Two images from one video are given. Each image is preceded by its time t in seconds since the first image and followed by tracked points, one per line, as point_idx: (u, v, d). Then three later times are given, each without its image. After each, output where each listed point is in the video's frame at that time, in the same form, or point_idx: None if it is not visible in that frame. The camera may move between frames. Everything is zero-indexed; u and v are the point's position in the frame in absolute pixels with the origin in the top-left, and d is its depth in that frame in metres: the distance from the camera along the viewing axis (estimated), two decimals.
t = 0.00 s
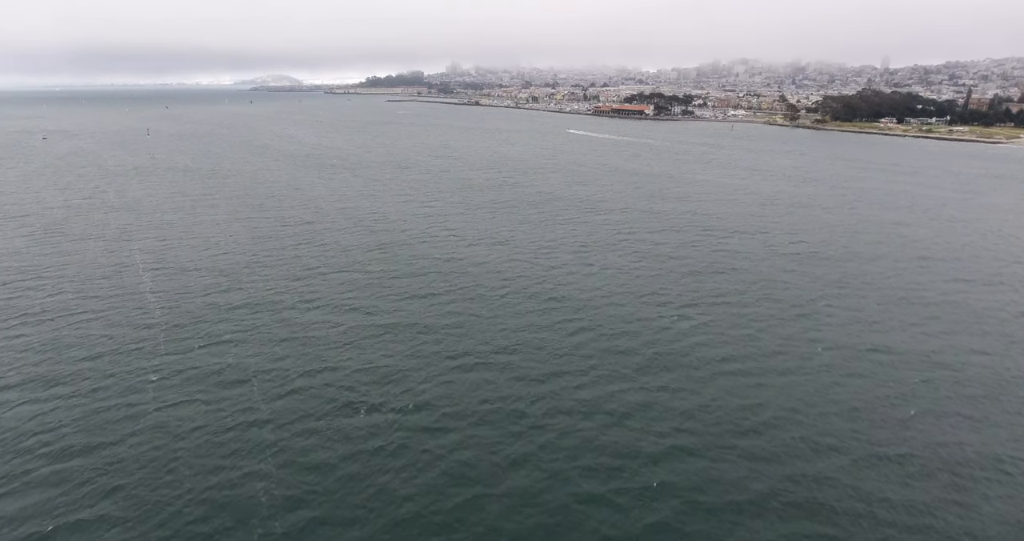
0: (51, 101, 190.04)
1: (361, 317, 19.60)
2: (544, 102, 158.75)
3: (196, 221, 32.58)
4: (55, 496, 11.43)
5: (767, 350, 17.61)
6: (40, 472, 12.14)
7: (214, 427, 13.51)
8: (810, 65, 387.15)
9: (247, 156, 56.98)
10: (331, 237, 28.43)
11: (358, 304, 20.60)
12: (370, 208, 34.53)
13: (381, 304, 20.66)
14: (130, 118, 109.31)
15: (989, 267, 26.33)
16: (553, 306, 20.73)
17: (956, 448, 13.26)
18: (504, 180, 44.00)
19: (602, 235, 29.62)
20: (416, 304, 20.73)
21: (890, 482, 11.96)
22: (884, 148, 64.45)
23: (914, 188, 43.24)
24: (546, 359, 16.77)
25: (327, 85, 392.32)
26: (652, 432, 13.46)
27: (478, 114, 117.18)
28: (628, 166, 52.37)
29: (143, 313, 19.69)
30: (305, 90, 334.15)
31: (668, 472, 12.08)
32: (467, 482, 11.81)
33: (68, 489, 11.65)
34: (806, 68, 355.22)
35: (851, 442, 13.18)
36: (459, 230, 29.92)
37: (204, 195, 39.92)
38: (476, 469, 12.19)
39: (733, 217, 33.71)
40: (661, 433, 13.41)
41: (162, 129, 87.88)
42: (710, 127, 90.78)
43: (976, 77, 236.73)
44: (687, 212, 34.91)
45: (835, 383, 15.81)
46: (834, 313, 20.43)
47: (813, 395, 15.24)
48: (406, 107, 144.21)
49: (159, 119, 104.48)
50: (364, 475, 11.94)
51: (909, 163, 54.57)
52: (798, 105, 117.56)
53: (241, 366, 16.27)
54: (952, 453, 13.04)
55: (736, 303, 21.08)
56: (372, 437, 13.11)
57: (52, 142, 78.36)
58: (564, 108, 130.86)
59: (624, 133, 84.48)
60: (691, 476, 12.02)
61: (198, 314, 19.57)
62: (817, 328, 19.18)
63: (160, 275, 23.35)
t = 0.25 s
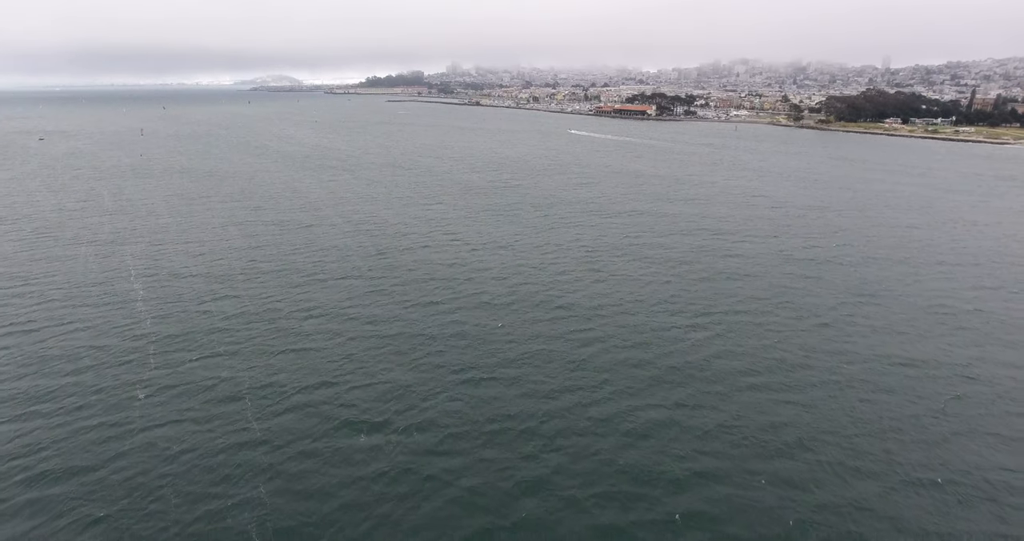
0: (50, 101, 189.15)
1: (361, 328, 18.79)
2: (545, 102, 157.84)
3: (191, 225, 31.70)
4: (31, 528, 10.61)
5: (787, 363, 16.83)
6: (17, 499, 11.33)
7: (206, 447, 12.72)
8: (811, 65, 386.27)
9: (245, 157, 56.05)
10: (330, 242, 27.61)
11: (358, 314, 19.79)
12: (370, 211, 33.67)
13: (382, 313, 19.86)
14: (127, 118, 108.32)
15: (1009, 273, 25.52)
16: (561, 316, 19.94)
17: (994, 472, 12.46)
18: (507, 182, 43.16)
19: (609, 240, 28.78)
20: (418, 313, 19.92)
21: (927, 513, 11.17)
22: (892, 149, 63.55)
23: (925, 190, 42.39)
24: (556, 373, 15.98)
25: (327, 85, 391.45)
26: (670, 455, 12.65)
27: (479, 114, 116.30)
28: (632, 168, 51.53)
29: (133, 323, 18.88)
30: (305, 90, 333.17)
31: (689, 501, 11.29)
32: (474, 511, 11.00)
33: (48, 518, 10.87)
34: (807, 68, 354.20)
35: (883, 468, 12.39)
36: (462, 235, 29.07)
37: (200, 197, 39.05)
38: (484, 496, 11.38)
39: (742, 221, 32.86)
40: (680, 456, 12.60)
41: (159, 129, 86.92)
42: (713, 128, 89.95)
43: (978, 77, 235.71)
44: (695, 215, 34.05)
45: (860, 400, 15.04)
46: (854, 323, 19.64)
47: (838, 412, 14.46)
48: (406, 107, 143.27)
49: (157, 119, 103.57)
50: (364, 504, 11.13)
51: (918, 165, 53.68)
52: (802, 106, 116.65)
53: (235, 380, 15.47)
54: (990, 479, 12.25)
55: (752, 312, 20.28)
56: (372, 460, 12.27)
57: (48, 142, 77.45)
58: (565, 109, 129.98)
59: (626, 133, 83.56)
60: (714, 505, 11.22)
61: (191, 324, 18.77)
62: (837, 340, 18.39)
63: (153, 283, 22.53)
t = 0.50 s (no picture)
0: (48, 101, 188.45)
1: (361, 339, 17.95)
2: (546, 102, 156.95)
3: (185, 229, 30.86)
4: None
5: (808, 378, 16.01)
6: None
7: (197, 473, 11.92)
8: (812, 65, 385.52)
9: (242, 159, 55.19)
10: (328, 247, 26.80)
11: (358, 324, 18.97)
12: (369, 215, 32.80)
13: (383, 323, 19.04)
14: (125, 118, 107.48)
15: None
16: (570, 326, 19.09)
17: None
18: (510, 184, 42.33)
19: (616, 245, 27.93)
20: (421, 323, 19.08)
21: None
22: (898, 150, 62.72)
23: (935, 193, 41.59)
24: (566, 388, 15.15)
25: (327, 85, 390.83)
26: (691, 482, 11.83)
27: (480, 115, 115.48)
28: (637, 169, 50.72)
29: (122, 334, 18.07)
30: (304, 90, 332.30)
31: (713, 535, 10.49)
32: None
33: None
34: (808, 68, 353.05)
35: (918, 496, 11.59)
36: (464, 240, 28.16)
37: (196, 200, 38.20)
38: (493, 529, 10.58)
39: (751, 225, 32.04)
40: (702, 483, 11.79)
41: (156, 130, 86.08)
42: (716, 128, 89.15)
43: (980, 77, 234.83)
44: (703, 219, 33.21)
45: (889, 420, 14.24)
46: (876, 335, 18.81)
47: (865, 434, 13.68)
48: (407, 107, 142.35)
49: (155, 120, 102.75)
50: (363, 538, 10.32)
51: (926, 166, 52.83)
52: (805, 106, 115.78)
53: (228, 396, 14.63)
54: None
55: (768, 323, 19.47)
56: (372, 488, 11.45)
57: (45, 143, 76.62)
58: (566, 109, 129.13)
59: (629, 134, 82.73)
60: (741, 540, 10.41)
61: (182, 336, 17.94)
62: (858, 353, 17.57)
63: (144, 291, 21.73)
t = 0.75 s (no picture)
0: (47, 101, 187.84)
1: (360, 351, 17.18)
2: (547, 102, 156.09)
3: (180, 233, 30.10)
4: None
5: (830, 393, 15.25)
6: None
7: (185, 502, 11.19)
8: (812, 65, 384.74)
9: (240, 160, 54.43)
10: (326, 252, 26.05)
11: (357, 335, 18.19)
12: (369, 218, 32.02)
13: (383, 334, 18.27)
14: (123, 119, 106.78)
15: None
16: (578, 337, 18.32)
17: None
18: (512, 186, 41.57)
19: (623, 250, 27.15)
20: (423, 334, 18.30)
21: None
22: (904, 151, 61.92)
23: (946, 195, 40.78)
24: (577, 405, 14.39)
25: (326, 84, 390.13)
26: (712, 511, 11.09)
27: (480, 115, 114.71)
28: (641, 171, 49.95)
29: (111, 347, 17.34)
30: (304, 90, 331.46)
31: None
32: None
33: None
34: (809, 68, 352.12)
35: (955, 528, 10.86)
36: (466, 245, 27.37)
37: (191, 203, 37.43)
38: None
39: (761, 229, 31.26)
40: (724, 512, 11.05)
41: (154, 130, 85.28)
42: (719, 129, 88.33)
43: (982, 77, 233.98)
44: (710, 223, 32.43)
45: (917, 440, 13.48)
46: (898, 346, 18.04)
47: (894, 455, 12.92)
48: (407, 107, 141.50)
49: (153, 120, 102.03)
50: None
51: (934, 167, 52.00)
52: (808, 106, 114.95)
53: (220, 415, 13.86)
54: None
55: (784, 333, 18.70)
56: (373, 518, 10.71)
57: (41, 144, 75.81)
58: (567, 109, 128.33)
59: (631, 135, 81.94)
60: None
61: (173, 348, 17.17)
62: (881, 366, 16.79)
63: (135, 299, 20.98)
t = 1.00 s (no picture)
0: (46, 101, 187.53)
1: (359, 364, 16.37)
2: (548, 102, 155.47)
3: (174, 237, 29.33)
4: None
5: (855, 410, 14.44)
6: None
7: (169, 537, 10.43)
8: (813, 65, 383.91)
9: (239, 161, 53.69)
10: (325, 257, 25.25)
11: (355, 347, 17.39)
12: (368, 222, 31.22)
13: (382, 346, 17.47)
14: (123, 118, 106.18)
15: None
16: (587, 348, 17.52)
17: None
18: (515, 188, 40.77)
19: (630, 255, 26.35)
20: (424, 345, 17.48)
21: None
22: (912, 152, 61.03)
23: (957, 197, 39.95)
24: (587, 424, 13.59)
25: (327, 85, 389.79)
26: None
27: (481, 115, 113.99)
28: (645, 172, 49.17)
29: (98, 359, 16.58)
30: (304, 90, 330.71)
31: None
32: None
33: None
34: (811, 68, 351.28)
35: None
36: (468, 250, 26.57)
37: (188, 206, 36.68)
38: None
39: (770, 233, 30.47)
40: None
41: (153, 130, 84.57)
42: (723, 129, 87.47)
43: (985, 77, 233.11)
44: (718, 227, 31.64)
45: (950, 464, 12.68)
46: (922, 360, 17.22)
47: (928, 482, 12.11)
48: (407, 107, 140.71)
49: (152, 120, 101.40)
50: None
51: (943, 169, 51.13)
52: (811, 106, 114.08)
53: (208, 437, 13.10)
54: None
55: (801, 344, 17.89)
56: None
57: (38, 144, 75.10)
58: (569, 109, 127.54)
59: (634, 135, 81.12)
60: None
61: (163, 361, 16.41)
62: (906, 380, 15.99)
63: (125, 308, 20.22)
